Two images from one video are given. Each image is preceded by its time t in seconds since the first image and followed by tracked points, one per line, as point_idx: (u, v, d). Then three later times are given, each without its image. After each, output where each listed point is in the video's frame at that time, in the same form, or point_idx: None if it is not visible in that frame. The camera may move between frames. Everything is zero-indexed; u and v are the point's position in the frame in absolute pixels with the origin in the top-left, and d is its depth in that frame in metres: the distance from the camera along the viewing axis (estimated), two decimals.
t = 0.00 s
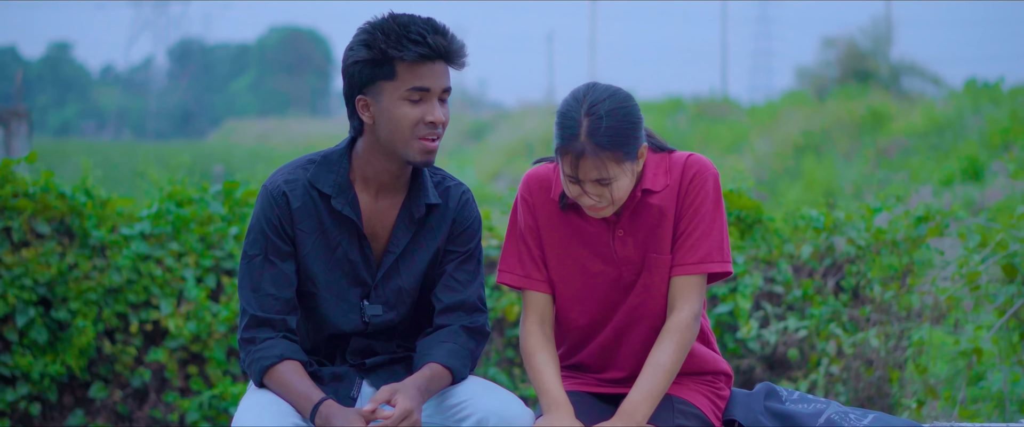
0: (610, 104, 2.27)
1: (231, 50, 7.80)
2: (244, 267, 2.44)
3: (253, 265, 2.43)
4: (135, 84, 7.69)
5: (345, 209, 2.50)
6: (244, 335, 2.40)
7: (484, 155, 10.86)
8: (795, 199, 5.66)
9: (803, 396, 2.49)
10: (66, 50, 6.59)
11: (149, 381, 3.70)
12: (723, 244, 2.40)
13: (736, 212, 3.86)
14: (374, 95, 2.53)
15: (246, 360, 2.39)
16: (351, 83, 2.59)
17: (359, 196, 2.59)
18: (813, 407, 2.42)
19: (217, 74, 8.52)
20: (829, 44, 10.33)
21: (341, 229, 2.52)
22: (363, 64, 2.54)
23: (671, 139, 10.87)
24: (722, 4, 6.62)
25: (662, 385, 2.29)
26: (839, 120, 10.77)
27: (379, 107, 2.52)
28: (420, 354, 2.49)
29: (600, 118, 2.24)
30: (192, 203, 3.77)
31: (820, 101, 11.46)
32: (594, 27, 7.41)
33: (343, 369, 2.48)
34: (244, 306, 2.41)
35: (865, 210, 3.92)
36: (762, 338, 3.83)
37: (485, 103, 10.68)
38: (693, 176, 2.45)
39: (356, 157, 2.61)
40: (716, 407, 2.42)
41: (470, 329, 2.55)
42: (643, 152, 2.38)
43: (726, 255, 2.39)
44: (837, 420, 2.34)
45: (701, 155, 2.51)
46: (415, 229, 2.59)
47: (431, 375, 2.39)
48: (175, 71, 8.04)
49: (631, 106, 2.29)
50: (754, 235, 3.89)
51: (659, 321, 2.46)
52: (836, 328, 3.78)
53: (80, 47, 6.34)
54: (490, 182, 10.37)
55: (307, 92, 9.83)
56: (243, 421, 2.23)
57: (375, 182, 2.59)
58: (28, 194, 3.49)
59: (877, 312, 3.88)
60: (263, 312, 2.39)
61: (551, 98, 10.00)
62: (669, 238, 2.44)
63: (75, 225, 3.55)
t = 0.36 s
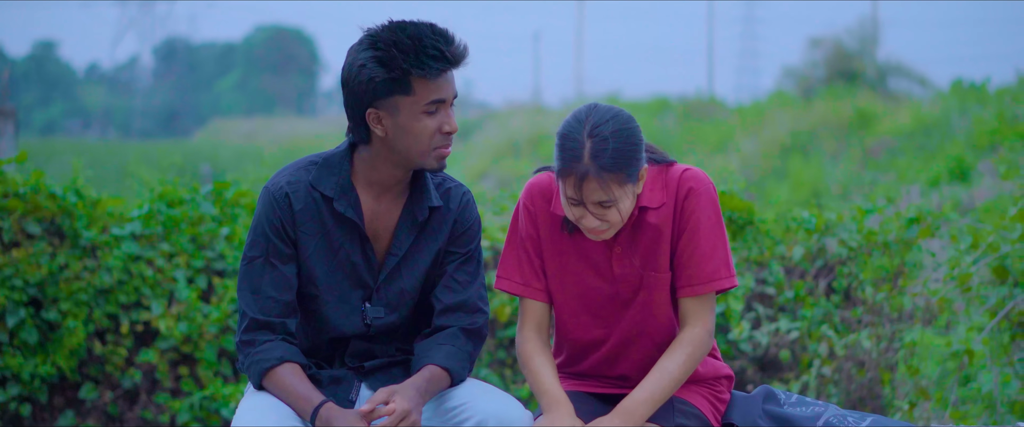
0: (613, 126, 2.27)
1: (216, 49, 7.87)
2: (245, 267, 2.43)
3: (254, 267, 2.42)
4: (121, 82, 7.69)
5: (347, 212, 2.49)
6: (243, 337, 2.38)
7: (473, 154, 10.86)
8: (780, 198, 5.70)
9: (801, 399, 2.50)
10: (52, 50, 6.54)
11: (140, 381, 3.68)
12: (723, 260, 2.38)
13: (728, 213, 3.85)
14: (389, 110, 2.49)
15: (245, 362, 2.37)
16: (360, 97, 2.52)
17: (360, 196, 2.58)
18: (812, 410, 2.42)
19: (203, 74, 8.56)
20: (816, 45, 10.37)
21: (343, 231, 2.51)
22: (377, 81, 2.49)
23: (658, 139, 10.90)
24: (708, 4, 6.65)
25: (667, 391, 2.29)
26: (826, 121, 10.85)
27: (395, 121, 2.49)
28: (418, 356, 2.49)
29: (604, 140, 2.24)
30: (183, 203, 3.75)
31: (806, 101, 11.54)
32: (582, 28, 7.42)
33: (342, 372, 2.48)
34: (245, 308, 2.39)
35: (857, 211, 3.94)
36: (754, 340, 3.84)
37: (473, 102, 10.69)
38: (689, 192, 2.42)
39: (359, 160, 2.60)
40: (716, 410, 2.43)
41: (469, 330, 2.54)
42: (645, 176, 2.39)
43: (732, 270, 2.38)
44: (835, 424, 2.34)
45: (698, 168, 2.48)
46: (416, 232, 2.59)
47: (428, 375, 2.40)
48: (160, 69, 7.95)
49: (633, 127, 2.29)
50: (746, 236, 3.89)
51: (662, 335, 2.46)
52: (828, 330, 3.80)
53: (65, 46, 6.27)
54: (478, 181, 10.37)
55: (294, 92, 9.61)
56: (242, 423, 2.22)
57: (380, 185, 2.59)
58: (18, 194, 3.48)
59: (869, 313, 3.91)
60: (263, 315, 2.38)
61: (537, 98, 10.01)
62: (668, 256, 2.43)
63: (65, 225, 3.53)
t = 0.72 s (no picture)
0: (612, 133, 2.26)
1: (201, 49, 7.86)
2: (245, 268, 2.42)
3: (253, 268, 2.40)
4: (105, 82, 7.64)
5: (347, 213, 2.48)
6: (242, 337, 2.37)
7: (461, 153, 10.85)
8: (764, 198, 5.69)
9: (798, 398, 2.51)
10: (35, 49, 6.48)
11: (130, 382, 3.65)
12: (720, 261, 2.39)
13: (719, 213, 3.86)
14: (394, 115, 2.49)
15: (242, 362, 2.37)
16: (366, 99, 2.52)
17: (360, 197, 2.57)
18: (809, 409, 2.43)
19: (187, 73, 8.47)
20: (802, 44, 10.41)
21: (343, 233, 2.50)
22: (385, 86, 2.48)
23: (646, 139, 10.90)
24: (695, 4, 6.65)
25: (666, 394, 2.31)
26: (812, 121, 10.88)
27: (398, 127, 2.49)
28: (416, 356, 2.48)
29: (603, 148, 2.24)
30: (173, 203, 3.74)
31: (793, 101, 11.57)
32: (568, 27, 7.41)
33: (339, 372, 2.48)
34: (244, 308, 2.38)
35: (847, 211, 3.96)
36: (745, 339, 3.84)
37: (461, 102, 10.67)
38: (685, 192, 2.43)
39: (359, 161, 2.59)
40: (712, 409, 2.43)
41: (467, 331, 2.55)
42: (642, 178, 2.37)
43: (728, 271, 2.39)
44: (833, 424, 2.35)
45: (694, 169, 2.49)
46: (416, 234, 2.59)
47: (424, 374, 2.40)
48: (145, 70, 7.98)
49: (632, 133, 2.29)
50: (736, 236, 3.90)
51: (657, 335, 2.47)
52: (818, 329, 3.82)
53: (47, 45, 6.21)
54: (465, 180, 10.37)
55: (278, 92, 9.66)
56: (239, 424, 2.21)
57: (381, 188, 2.58)
58: (7, 194, 3.45)
59: (859, 312, 3.92)
60: (262, 316, 2.37)
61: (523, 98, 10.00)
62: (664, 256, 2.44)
63: (55, 225, 3.51)
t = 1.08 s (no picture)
0: (614, 108, 2.30)
1: (196, 49, 7.88)
2: (243, 274, 2.42)
3: (251, 274, 2.41)
4: (100, 83, 7.60)
5: (345, 220, 2.49)
6: (238, 342, 2.37)
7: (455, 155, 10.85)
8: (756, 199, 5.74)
9: (794, 401, 2.52)
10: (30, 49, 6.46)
11: (127, 383, 3.66)
12: (716, 257, 2.39)
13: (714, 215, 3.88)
14: (397, 126, 2.47)
15: (240, 365, 2.37)
16: (366, 112, 2.48)
17: (358, 203, 2.58)
18: (805, 412, 2.43)
19: (181, 76, 8.55)
20: (796, 45, 10.43)
21: (342, 239, 2.51)
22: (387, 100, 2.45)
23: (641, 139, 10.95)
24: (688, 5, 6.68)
25: (657, 392, 2.30)
26: (805, 121, 10.93)
27: (400, 138, 2.47)
28: (419, 355, 2.50)
29: (605, 122, 2.27)
30: (169, 206, 3.73)
31: (787, 102, 11.62)
32: (564, 27, 7.42)
33: (337, 375, 2.48)
34: (239, 316, 2.38)
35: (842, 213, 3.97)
36: (740, 341, 3.86)
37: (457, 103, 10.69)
38: (685, 187, 2.45)
39: (357, 167, 2.59)
40: (709, 412, 2.43)
41: (467, 336, 2.56)
42: (644, 157, 2.40)
43: (722, 268, 2.39)
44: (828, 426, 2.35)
45: (696, 167, 2.51)
46: (414, 240, 2.60)
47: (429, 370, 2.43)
48: (139, 71, 7.91)
49: (634, 111, 2.32)
50: (732, 237, 3.91)
51: (653, 328, 2.47)
52: (813, 330, 3.83)
53: (42, 46, 6.18)
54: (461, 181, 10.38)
55: (273, 93, 9.67)
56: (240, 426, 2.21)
57: (380, 193, 2.59)
58: (3, 197, 3.44)
59: (853, 314, 3.94)
60: (256, 321, 2.37)
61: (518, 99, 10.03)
62: (662, 248, 2.45)
63: (52, 228, 3.50)
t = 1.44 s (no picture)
0: (611, 93, 2.35)
1: (197, 49, 7.90)
2: (246, 280, 2.41)
3: (255, 279, 2.40)
4: (100, 84, 7.62)
5: (349, 225, 2.49)
6: (242, 347, 2.38)
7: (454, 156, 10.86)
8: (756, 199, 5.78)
9: (787, 401, 2.52)
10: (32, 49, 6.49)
11: (127, 384, 3.66)
12: (713, 258, 2.41)
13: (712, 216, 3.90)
14: (409, 134, 2.45)
15: (241, 371, 2.37)
16: (378, 120, 2.46)
17: (361, 208, 2.57)
18: (798, 412, 2.43)
19: (182, 77, 8.58)
20: (796, 45, 10.44)
21: (345, 243, 2.51)
22: (402, 108, 2.43)
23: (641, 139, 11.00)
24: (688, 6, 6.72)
25: (650, 389, 2.30)
26: (805, 121, 10.96)
27: (412, 145, 2.46)
28: (414, 361, 2.49)
29: (603, 104, 2.32)
30: (169, 206, 3.74)
31: (786, 102, 11.67)
32: (565, 27, 7.44)
33: (336, 376, 2.48)
34: (242, 320, 2.38)
35: (839, 214, 3.99)
36: (737, 341, 3.87)
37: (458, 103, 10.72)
38: (687, 190, 2.47)
39: (361, 170, 2.58)
40: (703, 412, 2.44)
41: (464, 337, 2.57)
42: (642, 147, 2.43)
43: (716, 271, 2.40)
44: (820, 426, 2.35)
45: (700, 172, 2.52)
46: (414, 244, 2.61)
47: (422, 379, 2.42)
48: (140, 70, 7.88)
49: (632, 97, 2.37)
50: (728, 239, 3.94)
51: (648, 327, 2.46)
52: (810, 331, 3.84)
53: (44, 46, 6.19)
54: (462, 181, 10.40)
55: (273, 93, 9.62)
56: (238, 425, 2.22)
57: (383, 200, 2.58)
58: (3, 198, 3.45)
59: (850, 315, 3.95)
60: (260, 326, 2.37)
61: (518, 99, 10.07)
62: (660, 247, 2.47)
63: (51, 228, 3.51)
